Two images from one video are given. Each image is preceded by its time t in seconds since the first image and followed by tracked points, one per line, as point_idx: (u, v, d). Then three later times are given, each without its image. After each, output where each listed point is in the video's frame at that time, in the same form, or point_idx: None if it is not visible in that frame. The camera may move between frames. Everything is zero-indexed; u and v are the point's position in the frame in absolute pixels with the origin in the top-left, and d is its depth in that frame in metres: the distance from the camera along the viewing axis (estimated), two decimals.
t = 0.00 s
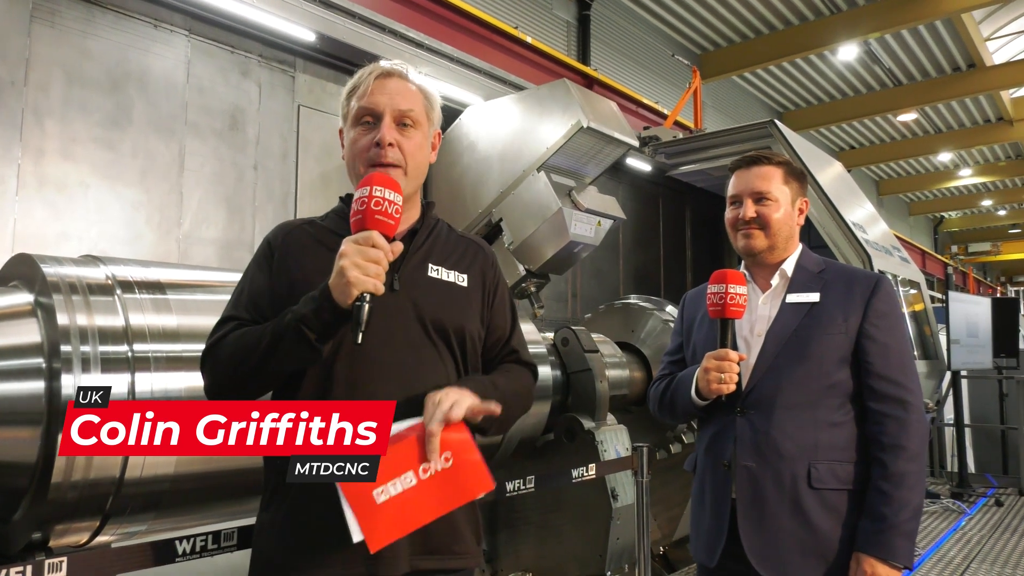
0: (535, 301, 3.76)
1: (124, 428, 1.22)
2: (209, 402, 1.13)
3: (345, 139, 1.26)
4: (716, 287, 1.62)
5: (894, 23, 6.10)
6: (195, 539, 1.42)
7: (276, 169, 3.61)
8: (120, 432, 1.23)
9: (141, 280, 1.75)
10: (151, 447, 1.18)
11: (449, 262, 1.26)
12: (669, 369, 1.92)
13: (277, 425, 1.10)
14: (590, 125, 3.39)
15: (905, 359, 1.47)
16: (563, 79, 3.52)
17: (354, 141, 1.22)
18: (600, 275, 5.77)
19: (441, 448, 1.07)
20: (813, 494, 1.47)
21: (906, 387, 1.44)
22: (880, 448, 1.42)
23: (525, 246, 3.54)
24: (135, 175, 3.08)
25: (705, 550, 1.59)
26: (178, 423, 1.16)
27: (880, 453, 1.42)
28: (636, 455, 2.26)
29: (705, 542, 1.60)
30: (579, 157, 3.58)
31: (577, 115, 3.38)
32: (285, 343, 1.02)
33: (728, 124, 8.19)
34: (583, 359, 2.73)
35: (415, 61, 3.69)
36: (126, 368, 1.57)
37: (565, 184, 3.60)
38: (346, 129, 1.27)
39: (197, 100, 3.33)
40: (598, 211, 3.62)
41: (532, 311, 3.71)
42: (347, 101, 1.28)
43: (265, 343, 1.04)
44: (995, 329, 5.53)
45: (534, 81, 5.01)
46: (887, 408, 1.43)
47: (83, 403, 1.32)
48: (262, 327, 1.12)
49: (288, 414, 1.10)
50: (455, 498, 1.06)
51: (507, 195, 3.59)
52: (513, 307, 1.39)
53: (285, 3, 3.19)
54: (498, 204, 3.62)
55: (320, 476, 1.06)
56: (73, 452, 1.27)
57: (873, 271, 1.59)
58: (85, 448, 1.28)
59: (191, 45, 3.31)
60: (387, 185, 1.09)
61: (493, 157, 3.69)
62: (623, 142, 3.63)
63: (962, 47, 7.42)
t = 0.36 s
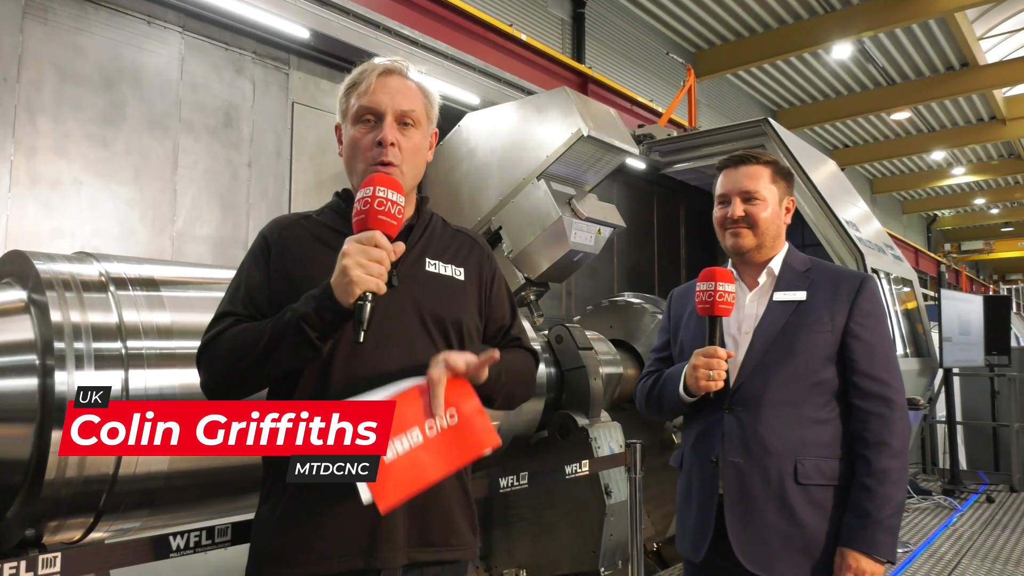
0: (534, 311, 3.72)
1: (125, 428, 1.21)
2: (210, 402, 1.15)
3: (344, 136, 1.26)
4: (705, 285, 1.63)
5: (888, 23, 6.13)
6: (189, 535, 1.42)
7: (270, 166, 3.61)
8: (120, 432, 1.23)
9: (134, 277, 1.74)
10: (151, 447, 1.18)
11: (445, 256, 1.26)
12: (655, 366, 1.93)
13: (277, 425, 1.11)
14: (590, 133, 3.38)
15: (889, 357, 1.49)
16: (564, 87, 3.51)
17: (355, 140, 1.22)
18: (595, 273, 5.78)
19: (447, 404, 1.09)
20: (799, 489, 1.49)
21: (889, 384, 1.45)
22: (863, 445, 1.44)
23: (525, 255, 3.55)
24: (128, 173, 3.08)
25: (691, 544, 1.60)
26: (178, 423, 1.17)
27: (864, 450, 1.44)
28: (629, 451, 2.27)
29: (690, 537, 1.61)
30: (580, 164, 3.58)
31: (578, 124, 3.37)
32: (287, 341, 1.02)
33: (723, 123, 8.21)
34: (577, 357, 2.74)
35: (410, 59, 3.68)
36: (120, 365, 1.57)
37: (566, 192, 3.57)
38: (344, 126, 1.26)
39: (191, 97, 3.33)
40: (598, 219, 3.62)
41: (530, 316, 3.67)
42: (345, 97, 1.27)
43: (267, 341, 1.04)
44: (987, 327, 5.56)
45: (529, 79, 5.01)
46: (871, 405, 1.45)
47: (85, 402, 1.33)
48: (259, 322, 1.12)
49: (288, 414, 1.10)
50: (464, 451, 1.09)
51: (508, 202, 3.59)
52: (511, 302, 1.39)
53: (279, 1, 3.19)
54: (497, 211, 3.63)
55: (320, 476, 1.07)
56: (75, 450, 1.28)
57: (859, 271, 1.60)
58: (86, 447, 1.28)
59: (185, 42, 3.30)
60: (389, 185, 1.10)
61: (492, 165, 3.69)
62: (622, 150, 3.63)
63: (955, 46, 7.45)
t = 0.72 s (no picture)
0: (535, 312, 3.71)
1: (125, 428, 1.18)
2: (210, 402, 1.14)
3: (358, 140, 1.23)
4: (702, 280, 1.63)
5: (886, 19, 6.13)
6: (184, 531, 1.42)
7: (267, 163, 3.60)
8: (121, 432, 1.19)
9: (130, 273, 1.74)
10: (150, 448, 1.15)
11: (447, 259, 1.27)
12: (649, 361, 1.93)
13: (277, 425, 1.10)
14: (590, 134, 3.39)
15: (883, 353, 1.49)
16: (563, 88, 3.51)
17: (371, 147, 1.20)
18: (593, 270, 5.78)
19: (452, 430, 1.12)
20: (794, 485, 1.49)
21: (883, 380, 1.46)
22: (858, 440, 1.44)
23: (523, 256, 3.55)
24: (124, 170, 3.07)
25: (685, 540, 1.61)
26: (178, 423, 1.15)
27: (859, 445, 1.44)
28: (626, 447, 2.26)
29: (685, 534, 1.61)
30: (580, 166, 3.57)
31: (577, 125, 3.38)
32: (307, 339, 1.02)
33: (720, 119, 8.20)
34: (574, 353, 2.74)
35: (406, 55, 3.70)
36: (116, 362, 1.57)
37: (565, 194, 3.57)
38: (358, 130, 1.24)
39: (187, 93, 3.32)
40: (598, 221, 3.61)
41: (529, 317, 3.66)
42: (360, 99, 1.24)
43: (285, 338, 1.03)
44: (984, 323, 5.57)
45: (526, 75, 5.01)
46: (865, 401, 1.45)
47: (84, 403, 1.26)
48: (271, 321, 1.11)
49: (288, 414, 1.09)
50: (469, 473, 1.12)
51: (507, 203, 3.58)
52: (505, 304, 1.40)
53: None
54: (496, 213, 3.61)
55: (320, 476, 1.07)
56: (71, 452, 1.21)
57: (854, 268, 1.61)
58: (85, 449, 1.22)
59: (180, 39, 3.29)
60: (412, 193, 1.12)
61: (491, 165, 3.69)
62: (622, 151, 3.64)
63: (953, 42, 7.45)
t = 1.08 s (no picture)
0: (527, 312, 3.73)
1: (125, 427, 1.21)
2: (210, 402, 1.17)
3: (368, 131, 1.23)
4: (693, 277, 1.63)
5: (875, 19, 6.17)
6: (172, 531, 1.42)
7: (258, 162, 3.59)
8: (121, 432, 1.22)
9: (118, 273, 1.73)
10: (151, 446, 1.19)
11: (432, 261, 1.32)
12: (643, 361, 1.93)
13: (277, 425, 1.11)
14: (581, 134, 3.39)
15: (877, 348, 1.50)
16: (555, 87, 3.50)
17: (384, 139, 1.21)
18: (585, 270, 5.79)
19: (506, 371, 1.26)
20: (787, 481, 1.49)
21: (877, 376, 1.46)
22: (854, 436, 1.45)
23: (514, 256, 3.55)
24: (114, 169, 3.06)
25: (680, 540, 1.60)
26: (178, 423, 1.19)
27: (854, 441, 1.45)
28: (617, 445, 2.26)
29: (679, 532, 1.61)
30: (571, 166, 3.57)
31: (569, 125, 3.38)
32: (321, 330, 1.01)
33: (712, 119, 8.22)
34: (567, 353, 2.75)
35: (397, 53, 3.71)
36: (103, 362, 1.56)
37: (557, 193, 3.57)
38: (371, 121, 1.24)
39: (177, 92, 3.31)
40: (590, 221, 3.61)
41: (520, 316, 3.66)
42: (377, 92, 1.25)
43: (302, 330, 1.01)
44: (974, 321, 5.60)
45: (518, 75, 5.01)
46: (860, 397, 1.46)
47: (83, 404, 1.30)
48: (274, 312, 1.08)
49: (288, 414, 1.10)
50: (517, 413, 1.24)
51: (499, 203, 3.58)
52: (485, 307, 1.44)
53: None
54: (487, 213, 3.61)
55: (320, 476, 1.07)
56: (72, 452, 1.24)
57: (846, 264, 1.61)
58: (85, 448, 1.24)
59: (170, 37, 3.28)
60: (423, 189, 1.17)
61: (483, 165, 3.69)
62: (614, 151, 3.65)
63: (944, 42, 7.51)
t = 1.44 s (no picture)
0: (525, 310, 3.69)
1: (125, 428, 1.13)
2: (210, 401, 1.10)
3: (354, 120, 1.22)
4: (688, 274, 1.64)
5: (872, 17, 6.17)
6: (166, 530, 1.45)
7: (254, 160, 3.59)
8: (121, 433, 1.13)
9: (113, 271, 1.71)
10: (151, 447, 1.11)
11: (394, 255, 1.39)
12: (641, 359, 1.93)
13: (277, 425, 1.08)
14: (578, 132, 3.37)
15: (874, 345, 1.49)
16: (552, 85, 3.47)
17: (373, 130, 1.20)
18: (582, 268, 5.79)
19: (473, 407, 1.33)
20: (782, 479, 1.49)
21: (875, 374, 1.46)
22: (851, 434, 1.45)
23: (512, 254, 3.54)
24: (110, 167, 3.05)
25: (676, 539, 1.61)
26: (178, 423, 1.12)
27: (850, 440, 1.45)
28: (613, 444, 2.26)
29: (676, 531, 1.62)
30: (568, 164, 3.57)
31: (566, 123, 3.37)
32: (318, 323, 1.02)
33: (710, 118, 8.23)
34: (563, 350, 2.75)
35: (394, 52, 3.70)
36: (99, 361, 1.56)
37: (554, 191, 3.57)
38: (358, 108, 1.22)
39: (173, 90, 3.30)
40: (586, 219, 3.61)
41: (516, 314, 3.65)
42: (364, 82, 1.25)
43: (299, 322, 1.01)
44: (971, 319, 5.61)
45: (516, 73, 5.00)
46: (857, 395, 1.46)
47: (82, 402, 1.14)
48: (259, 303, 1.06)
49: (288, 414, 1.08)
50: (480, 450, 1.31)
51: (496, 201, 3.58)
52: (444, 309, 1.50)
53: None
54: (484, 211, 3.61)
55: (320, 476, 1.07)
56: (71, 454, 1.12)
57: (844, 261, 1.61)
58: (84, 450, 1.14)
59: (166, 35, 3.27)
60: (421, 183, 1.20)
61: (480, 163, 3.68)
62: (611, 149, 3.63)
63: (941, 42, 7.52)
